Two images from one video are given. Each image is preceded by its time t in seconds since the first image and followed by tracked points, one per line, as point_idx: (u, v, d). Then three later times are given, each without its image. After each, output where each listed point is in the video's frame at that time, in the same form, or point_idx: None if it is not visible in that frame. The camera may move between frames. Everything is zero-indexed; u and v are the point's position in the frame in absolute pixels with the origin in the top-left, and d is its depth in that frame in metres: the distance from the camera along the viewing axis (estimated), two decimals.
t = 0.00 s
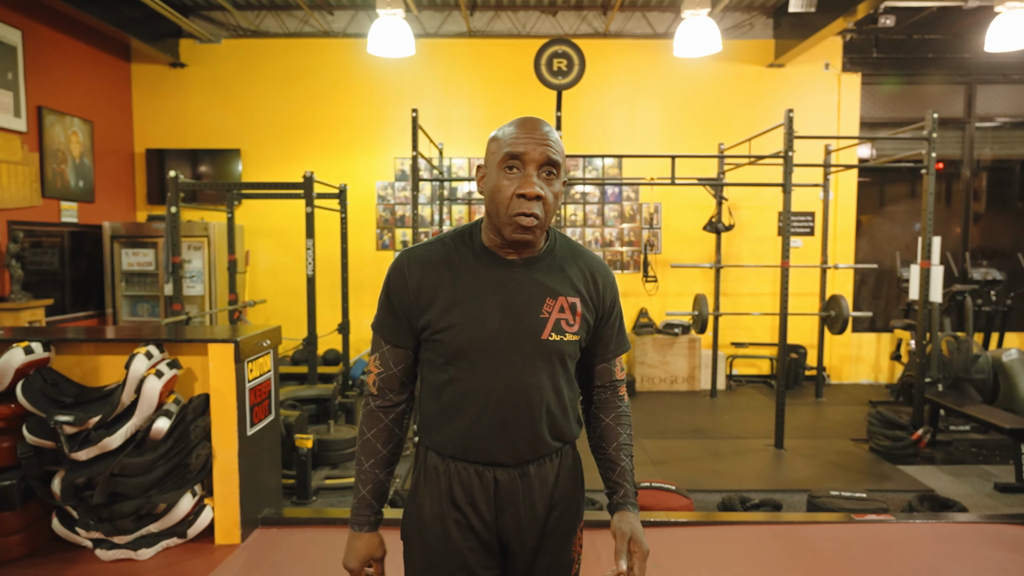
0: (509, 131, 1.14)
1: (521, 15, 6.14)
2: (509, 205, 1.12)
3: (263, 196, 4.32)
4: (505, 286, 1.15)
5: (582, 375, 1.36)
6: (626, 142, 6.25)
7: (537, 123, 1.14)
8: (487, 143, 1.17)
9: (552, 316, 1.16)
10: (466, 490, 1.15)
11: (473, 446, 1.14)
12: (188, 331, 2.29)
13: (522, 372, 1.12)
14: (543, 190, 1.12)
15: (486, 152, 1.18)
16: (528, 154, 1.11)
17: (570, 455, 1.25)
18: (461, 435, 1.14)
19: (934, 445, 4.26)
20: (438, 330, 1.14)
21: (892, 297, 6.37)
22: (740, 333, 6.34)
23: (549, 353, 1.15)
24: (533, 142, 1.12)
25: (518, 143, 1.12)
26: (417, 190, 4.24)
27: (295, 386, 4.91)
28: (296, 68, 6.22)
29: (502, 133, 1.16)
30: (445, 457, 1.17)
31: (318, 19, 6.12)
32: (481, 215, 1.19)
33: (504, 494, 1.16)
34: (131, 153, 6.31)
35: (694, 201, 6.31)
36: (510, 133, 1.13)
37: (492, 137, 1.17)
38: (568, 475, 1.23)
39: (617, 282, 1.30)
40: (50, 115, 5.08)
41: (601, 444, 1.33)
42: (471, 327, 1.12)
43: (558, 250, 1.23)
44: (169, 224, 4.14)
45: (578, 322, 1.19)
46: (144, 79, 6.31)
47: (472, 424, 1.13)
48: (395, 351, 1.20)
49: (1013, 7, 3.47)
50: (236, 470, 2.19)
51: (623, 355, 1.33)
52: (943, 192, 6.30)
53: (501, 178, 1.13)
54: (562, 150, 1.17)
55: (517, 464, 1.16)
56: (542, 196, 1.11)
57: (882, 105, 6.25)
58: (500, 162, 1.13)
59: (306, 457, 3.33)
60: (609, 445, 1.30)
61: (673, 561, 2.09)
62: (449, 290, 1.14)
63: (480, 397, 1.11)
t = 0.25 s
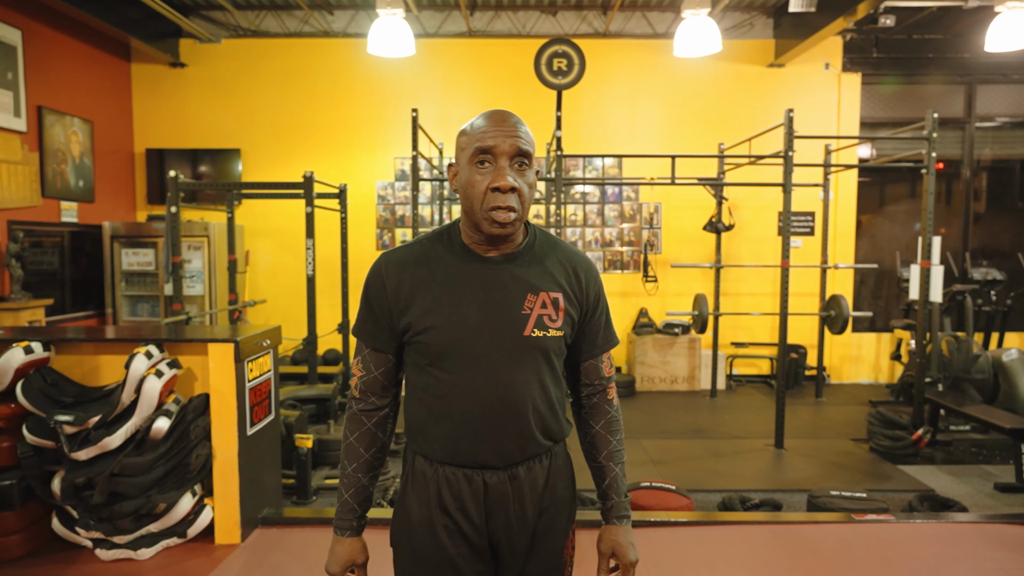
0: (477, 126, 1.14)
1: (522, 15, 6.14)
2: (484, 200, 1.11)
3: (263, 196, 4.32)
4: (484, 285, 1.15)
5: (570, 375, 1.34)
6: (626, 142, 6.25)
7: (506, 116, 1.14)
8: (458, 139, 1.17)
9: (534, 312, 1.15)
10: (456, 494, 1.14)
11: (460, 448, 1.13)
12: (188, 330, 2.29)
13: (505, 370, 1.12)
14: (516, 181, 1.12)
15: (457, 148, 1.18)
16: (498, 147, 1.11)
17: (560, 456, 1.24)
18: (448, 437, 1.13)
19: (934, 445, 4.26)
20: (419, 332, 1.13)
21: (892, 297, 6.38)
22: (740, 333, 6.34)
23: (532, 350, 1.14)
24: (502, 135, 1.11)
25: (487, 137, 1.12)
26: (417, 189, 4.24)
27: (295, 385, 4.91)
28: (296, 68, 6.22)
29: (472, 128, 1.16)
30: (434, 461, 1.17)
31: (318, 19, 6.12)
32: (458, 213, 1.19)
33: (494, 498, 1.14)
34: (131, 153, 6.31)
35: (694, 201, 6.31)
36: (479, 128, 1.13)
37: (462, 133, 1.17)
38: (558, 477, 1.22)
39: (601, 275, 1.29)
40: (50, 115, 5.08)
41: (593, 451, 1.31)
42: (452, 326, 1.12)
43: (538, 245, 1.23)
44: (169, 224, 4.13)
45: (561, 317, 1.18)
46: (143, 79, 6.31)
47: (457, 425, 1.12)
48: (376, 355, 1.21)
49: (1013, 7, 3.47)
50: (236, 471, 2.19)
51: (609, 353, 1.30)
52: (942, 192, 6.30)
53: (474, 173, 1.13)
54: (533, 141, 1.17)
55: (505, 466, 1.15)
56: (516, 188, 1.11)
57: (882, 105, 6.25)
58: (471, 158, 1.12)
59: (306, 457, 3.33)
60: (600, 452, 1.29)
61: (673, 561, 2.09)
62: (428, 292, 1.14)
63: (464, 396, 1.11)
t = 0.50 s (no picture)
0: (449, 121, 1.14)
1: (522, 15, 6.14)
2: (459, 195, 1.12)
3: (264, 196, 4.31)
4: (465, 284, 1.14)
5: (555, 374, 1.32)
6: (626, 143, 6.25)
7: (476, 110, 1.13)
8: (430, 135, 1.16)
9: (516, 307, 1.14)
10: (444, 499, 1.14)
11: (446, 452, 1.12)
12: (188, 330, 2.29)
13: (489, 370, 1.11)
14: (489, 175, 1.12)
15: (430, 144, 1.18)
16: (470, 142, 1.11)
17: (549, 457, 1.23)
18: (433, 440, 1.12)
19: (934, 445, 4.26)
20: (401, 333, 1.13)
21: (892, 297, 6.37)
22: (740, 333, 6.34)
23: (516, 346, 1.13)
24: (474, 129, 1.11)
25: (459, 132, 1.11)
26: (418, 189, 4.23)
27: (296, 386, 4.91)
28: (296, 68, 6.23)
29: (443, 124, 1.16)
30: (420, 465, 1.16)
31: (318, 19, 6.12)
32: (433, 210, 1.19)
33: (482, 501, 1.14)
34: (132, 153, 6.31)
35: (694, 201, 6.31)
36: (450, 123, 1.13)
37: (433, 129, 1.17)
38: (548, 477, 1.21)
39: (581, 268, 1.27)
40: (50, 115, 5.08)
41: (575, 451, 1.31)
42: (433, 327, 1.11)
43: (517, 240, 1.22)
44: (169, 224, 4.13)
45: (543, 311, 1.16)
46: (144, 79, 6.31)
47: (441, 428, 1.11)
48: (361, 360, 1.21)
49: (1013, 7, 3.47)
50: (237, 471, 2.18)
51: (591, 348, 1.27)
52: (943, 192, 6.30)
53: (447, 169, 1.13)
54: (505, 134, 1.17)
55: (493, 469, 1.15)
56: (490, 182, 1.11)
57: (883, 105, 6.24)
58: (443, 154, 1.12)
59: (307, 457, 3.33)
60: (582, 453, 1.29)
61: (673, 561, 2.09)
62: (408, 294, 1.13)
63: (447, 396, 1.10)
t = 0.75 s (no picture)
0: (424, 119, 1.13)
1: (523, 15, 6.14)
2: (435, 194, 1.11)
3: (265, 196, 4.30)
4: (445, 284, 1.13)
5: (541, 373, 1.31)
6: (626, 143, 6.25)
7: (452, 108, 1.13)
8: (405, 134, 1.16)
9: (498, 305, 1.13)
10: (434, 504, 1.13)
11: (433, 457, 1.11)
12: (189, 330, 2.29)
13: (475, 370, 1.10)
14: (466, 173, 1.12)
15: (405, 142, 1.17)
16: (445, 141, 1.11)
17: (538, 458, 1.23)
18: (420, 445, 1.11)
19: (935, 445, 4.26)
20: (383, 336, 1.12)
21: (893, 297, 6.37)
22: (740, 333, 6.34)
23: (500, 345, 1.12)
24: (449, 127, 1.11)
25: (434, 130, 1.11)
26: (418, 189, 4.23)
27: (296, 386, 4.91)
28: (296, 68, 6.23)
29: (418, 122, 1.15)
30: (408, 471, 1.15)
31: (319, 19, 6.12)
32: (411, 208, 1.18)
33: (472, 506, 1.13)
34: (132, 153, 6.31)
35: (694, 201, 6.31)
36: (426, 121, 1.12)
37: (408, 127, 1.16)
38: (538, 478, 1.20)
39: (563, 263, 1.27)
40: (51, 115, 5.09)
41: (566, 449, 1.30)
42: (416, 329, 1.10)
43: (496, 237, 1.22)
44: (170, 224, 4.13)
45: (526, 308, 1.16)
46: (145, 79, 6.31)
47: (427, 431, 1.10)
48: (342, 366, 1.20)
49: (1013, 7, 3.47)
50: (237, 471, 2.19)
51: (577, 345, 1.27)
52: (943, 193, 6.30)
53: (423, 168, 1.13)
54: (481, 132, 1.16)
55: (481, 473, 1.14)
56: (466, 180, 1.11)
57: (883, 105, 6.24)
58: (419, 152, 1.12)
59: (307, 457, 3.34)
60: (574, 451, 1.27)
61: (673, 561, 2.09)
62: (388, 297, 1.13)
63: (433, 398, 1.09)
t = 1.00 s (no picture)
0: (403, 120, 1.13)
1: (524, 15, 6.14)
2: (414, 195, 1.11)
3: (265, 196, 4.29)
4: (428, 286, 1.12)
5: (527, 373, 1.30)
6: (628, 143, 6.25)
7: (431, 108, 1.13)
8: (384, 135, 1.16)
9: (482, 305, 1.12)
10: (424, 509, 1.12)
11: (422, 461, 1.10)
12: (190, 330, 2.29)
13: (461, 372, 1.09)
14: (446, 174, 1.11)
15: (384, 144, 1.17)
16: (424, 141, 1.11)
17: (529, 459, 1.22)
18: (409, 450, 1.10)
19: (935, 445, 4.26)
20: (366, 341, 1.11)
21: (894, 298, 6.37)
22: (742, 333, 6.34)
23: (486, 345, 1.11)
24: (428, 127, 1.11)
25: (413, 130, 1.11)
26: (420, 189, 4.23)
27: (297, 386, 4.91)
28: (297, 69, 6.23)
29: (397, 122, 1.15)
30: (397, 477, 1.14)
31: (320, 19, 6.12)
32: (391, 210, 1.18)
33: (463, 510, 1.13)
34: (134, 153, 6.31)
35: (695, 201, 6.31)
36: (405, 122, 1.12)
37: (387, 127, 1.16)
38: (530, 479, 1.19)
39: (546, 259, 1.26)
40: (52, 115, 5.09)
41: (554, 447, 1.29)
42: (399, 332, 1.09)
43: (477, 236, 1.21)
44: (171, 225, 4.14)
45: (511, 306, 1.15)
46: (146, 79, 6.31)
47: (415, 436, 1.09)
48: (322, 372, 1.20)
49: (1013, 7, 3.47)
50: (238, 471, 2.19)
51: (563, 342, 1.26)
52: (944, 193, 6.30)
53: (402, 169, 1.12)
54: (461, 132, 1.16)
55: (471, 477, 1.13)
56: (446, 180, 1.11)
57: (884, 105, 6.24)
58: (398, 153, 1.12)
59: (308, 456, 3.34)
60: (562, 449, 1.27)
61: (674, 561, 2.09)
62: (369, 301, 1.11)
63: (420, 402, 1.08)
